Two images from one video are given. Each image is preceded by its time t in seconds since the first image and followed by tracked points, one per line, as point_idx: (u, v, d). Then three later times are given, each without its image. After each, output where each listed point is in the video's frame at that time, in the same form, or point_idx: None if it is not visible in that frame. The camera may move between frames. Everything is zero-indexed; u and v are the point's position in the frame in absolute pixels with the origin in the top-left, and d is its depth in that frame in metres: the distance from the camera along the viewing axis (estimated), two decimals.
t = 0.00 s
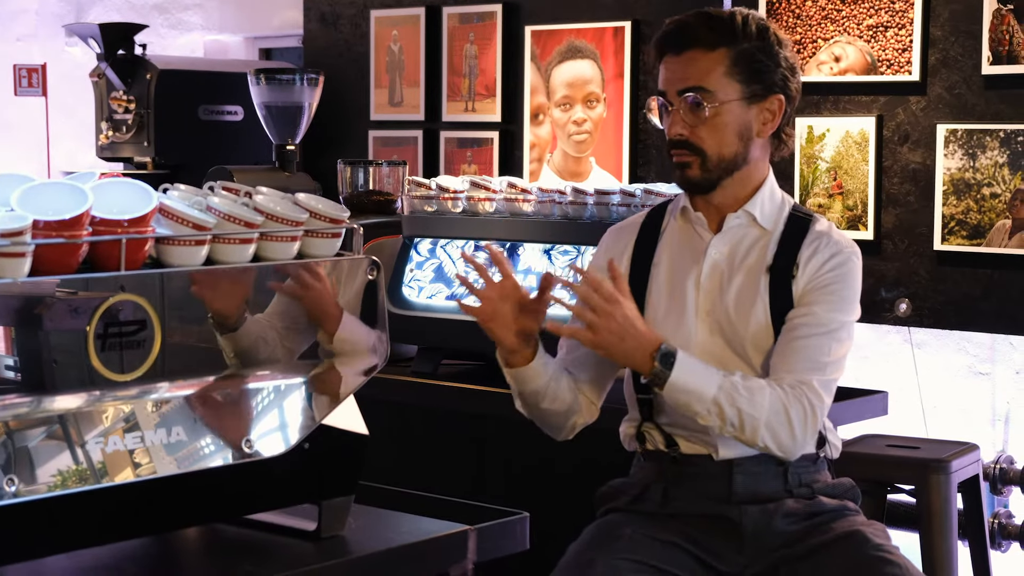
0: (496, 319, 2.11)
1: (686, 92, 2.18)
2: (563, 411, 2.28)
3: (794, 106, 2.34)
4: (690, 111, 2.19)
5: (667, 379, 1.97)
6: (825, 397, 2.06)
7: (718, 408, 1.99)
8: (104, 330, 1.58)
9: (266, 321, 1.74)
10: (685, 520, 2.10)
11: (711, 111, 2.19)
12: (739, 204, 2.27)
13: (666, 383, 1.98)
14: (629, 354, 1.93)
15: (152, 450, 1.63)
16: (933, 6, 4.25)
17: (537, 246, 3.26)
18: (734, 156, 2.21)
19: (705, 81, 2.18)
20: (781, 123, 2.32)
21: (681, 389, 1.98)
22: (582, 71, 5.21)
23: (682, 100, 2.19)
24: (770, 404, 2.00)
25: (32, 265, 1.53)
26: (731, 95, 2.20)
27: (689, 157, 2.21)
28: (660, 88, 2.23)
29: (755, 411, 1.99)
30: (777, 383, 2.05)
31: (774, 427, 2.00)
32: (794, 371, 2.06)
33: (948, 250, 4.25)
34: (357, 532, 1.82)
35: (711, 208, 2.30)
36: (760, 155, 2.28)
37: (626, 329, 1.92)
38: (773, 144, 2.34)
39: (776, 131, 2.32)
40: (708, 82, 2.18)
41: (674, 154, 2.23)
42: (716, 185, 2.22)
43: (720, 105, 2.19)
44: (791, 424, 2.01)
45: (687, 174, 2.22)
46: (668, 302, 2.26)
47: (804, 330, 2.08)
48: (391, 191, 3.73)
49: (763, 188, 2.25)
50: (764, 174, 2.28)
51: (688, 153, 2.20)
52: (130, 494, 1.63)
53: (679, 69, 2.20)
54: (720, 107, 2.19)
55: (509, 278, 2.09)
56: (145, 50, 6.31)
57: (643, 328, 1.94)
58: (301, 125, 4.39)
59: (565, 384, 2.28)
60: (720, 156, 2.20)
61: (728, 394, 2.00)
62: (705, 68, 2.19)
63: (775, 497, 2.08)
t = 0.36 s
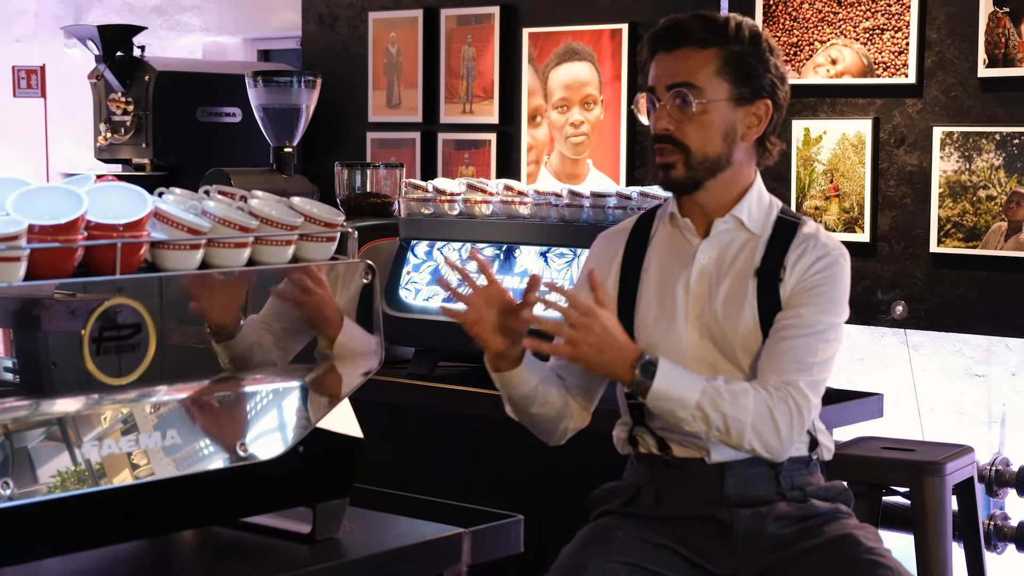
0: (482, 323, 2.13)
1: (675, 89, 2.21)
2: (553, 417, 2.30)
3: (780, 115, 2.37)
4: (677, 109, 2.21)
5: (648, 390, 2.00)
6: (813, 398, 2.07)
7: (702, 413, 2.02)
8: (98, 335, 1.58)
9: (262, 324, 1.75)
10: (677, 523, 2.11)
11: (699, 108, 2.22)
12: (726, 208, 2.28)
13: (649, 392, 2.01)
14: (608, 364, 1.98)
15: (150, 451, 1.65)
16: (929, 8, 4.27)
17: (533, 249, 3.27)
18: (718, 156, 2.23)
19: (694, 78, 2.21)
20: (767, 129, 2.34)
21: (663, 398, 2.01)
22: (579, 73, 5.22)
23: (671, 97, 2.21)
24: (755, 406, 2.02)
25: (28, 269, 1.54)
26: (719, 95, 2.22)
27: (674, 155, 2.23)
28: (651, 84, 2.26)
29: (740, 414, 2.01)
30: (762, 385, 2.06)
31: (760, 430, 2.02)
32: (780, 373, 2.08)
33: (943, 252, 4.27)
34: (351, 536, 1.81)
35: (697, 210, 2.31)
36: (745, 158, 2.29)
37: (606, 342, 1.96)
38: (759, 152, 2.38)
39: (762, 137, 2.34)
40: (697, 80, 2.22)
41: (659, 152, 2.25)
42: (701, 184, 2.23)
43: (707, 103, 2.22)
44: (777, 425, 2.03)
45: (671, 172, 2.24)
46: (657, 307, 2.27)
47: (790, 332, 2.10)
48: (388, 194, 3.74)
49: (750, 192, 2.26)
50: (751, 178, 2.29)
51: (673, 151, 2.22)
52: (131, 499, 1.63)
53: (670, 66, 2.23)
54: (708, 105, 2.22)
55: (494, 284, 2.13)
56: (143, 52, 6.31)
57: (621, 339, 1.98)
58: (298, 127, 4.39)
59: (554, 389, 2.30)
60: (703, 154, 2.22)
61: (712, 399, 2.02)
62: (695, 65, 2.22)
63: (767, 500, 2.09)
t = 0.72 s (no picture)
0: (502, 297, 2.15)
1: (656, 97, 2.23)
2: (553, 415, 2.31)
3: (764, 117, 2.38)
4: (659, 117, 2.22)
5: (654, 365, 2.03)
6: (807, 401, 2.10)
7: (702, 398, 2.04)
8: (93, 340, 1.62)
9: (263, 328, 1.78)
10: (672, 527, 2.12)
11: (681, 115, 2.23)
12: (715, 214, 2.30)
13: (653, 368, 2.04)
14: (618, 333, 2.01)
15: (148, 455, 1.68)
16: (925, 12, 4.29)
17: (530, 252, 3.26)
18: (703, 162, 2.24)
19: (675, 86, 2.23)
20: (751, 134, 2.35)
21: (667, 374, 2.04)
22: (577, 77, 5.22)
23: (653, 105, 2.23)
24: (756, 401, 2.05)
25: (23, 274, 1.55)
26: (701, 101, 2.24)
27: (660, 163, 2.24)
28: (633, 94, 2.27)
29: (739, 407, 2.04)
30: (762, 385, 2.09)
31: (757, 426, 2.04)
32: (776, 375, 2.10)
33: (940, 255, 4.28)
34: (346, 541, 1.81)
35: (688, 215, 2.32)
36: (731, 163, 2.30)
37: (618, 310, 1.99)
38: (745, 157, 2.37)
39: (747, 141, 2.35)
40: (678, 87, 2.23)
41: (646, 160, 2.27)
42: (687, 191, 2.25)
43: (689, 109, 2.23)
44: (775, 424, 2.05)
45: (658, 181, 2.25)
46: (651, 311, 2.29)
47: (783, 334, 2.11)
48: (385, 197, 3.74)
49: (740, 196, 2.27)
50: (739, 184, 2.30)
51: (658, 159, 2.24)
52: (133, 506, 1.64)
53: (651, 75, 2.25)
54: (690, 111, 2.23)
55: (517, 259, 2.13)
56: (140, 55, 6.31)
57: (634, 310, 2.01)
58: (296, 130, 4.39)
59: (558, 386, 2.31)
60: (689, 160, 2.23)
61: (715, 385, 2.05)
62: (676, 73, 2.24)
63: (762, 504, 2.10)
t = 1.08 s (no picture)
0: (494, 307, 2.16)
1: (646, 105, 2.24)
2: (548, 424, 2.32)
3: (753, 123, 2.39)
4: (650, 125, 2.23)
5: (646, 373, 2.05)
6: (799, 405, 2.11)
7: (695, 405, 2.06)
8: (92, 348, 1.62)
9: (262, 333, 1.79)
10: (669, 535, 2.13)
11: (671, 123, 2.23)
12: (706, 220, 2.31)
13: (646, 377, 2.05)
14: (609, 342, 2.03)
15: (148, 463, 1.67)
16: (923, 18, 4.30)
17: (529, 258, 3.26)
18: (695, 168, 2.25)
19: (664, 94, 2.24)
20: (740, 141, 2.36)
21: (660, 382, 2.05)
22: (575, 83, 5.23)
23: (643, 113, 2.24)
24: (749, 407, 2.06)
25: (22, 283, 1.55)
26: (691, 108, 2.24)
27: (655, 171, 2.25)
28: (623, 103, 2.28)
29: (732, 413, 2.05)
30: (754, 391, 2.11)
31: (750, 431, 2.06)
32: (768, 380, 2.10)
33: (938, 261, 4.29)
34: (343, 547, 1.83)
35: (680, 223, 2.34)
36: (722, 170, 2.31)
37: (609, 319, 2.01)
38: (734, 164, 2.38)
39: (736, 148, 2.36)
40: (667, 96, 2.24)
41: (638, 168, 2.28)
42: (681, 199, 2.26)
43: (679, 118, 2.24)
44: (768, 431, 2.07)
45: (651, 191, 2.26)
46: (645, 319, 2.31)
47: (776, 340, 2.12)
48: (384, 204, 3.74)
49: (731, 203, 2.29)
50: (730, 191, 2.32)
51: (652, 168, 2.25)
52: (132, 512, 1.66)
53: (640, 84, 2.26)
54: (680, 119, 2.24)
55: (509, 271, 2.14)
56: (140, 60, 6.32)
57: (625, 320, 2.03)
58: (295, 135, 4.42)
59: (552, 395, 2.31)
60: (681, 168, 2.24)
61: (708, 393, 2.06)
62: (665, 81, 2.24)
63: (758, 512, 2.12)
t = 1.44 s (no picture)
0: (489, 326, 2.17)
1: (632, 122, 2.25)
2: (544, 443, 2.31)
3: (740, 138, 2.39)
4: (636, 142, 2.25)
5: (639, 391, 2.04)
6: (793, 418, 2.11)
7: (689, 421, 2.06)
8: (93, 364, 1.62)
9: (264, 348, 1.80)
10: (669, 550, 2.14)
11: (656, 140, 2.25)
12: (694, 235, 2.31)
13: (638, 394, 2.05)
14: (602, 360, 2.02)
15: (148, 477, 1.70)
16: (921, 34, 4.32)
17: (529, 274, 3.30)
18: (682, 184, 2.26)
19: (649, 111, 2.25)
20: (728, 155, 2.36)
21: (653, 400, 2.05)
22: (575, 98, 5.23)
23: (629, 131, 2.26)
24: (741, 422, 2.06)
25: (24, 299, 1.55)
26: (676, 125, 2.26)
27: (641, 187, 2.26)
28: (610, 121, 2.30)
29: (725, 427, 2.05)
30: (747, 405, 2.10)
31: (743, 446, 2.06)
32: (761, 394, 2.11)
33: (937, 276, 4.29)
34: (345, 562, 1.85)
35: (669, 239, 2.34)
36: (710, 186, 2.31)
37: (601, 336, 2.01)
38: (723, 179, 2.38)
39: (723, 163, 2.37)
40: (653, 112, 2.25)
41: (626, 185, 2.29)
42: (667, 215, 2.27)
43: (664, 134, 2.25)
44: (761, 445, 2.07)
45: (638, 207, 2.28)
46: (637, 336, 2.32)
47: (768, 354, 2.12)
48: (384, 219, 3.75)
49: (717, 219, 2.29)
50: (717, 206, 2.32)
51: (638, 184, 2.26)
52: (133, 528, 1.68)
53: (626, 102, 2.28)
54: (665, 135, 2.25)
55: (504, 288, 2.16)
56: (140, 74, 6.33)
57: (618, 338, 2.03)
58: (295, 151, 4.42)
59: (548, 414, 2.31)
60: (667, 183, 2.26)
61: (701, 408, 2.06)
62: (650, 98, 2.26)
63: (756, 527, 2.13)
